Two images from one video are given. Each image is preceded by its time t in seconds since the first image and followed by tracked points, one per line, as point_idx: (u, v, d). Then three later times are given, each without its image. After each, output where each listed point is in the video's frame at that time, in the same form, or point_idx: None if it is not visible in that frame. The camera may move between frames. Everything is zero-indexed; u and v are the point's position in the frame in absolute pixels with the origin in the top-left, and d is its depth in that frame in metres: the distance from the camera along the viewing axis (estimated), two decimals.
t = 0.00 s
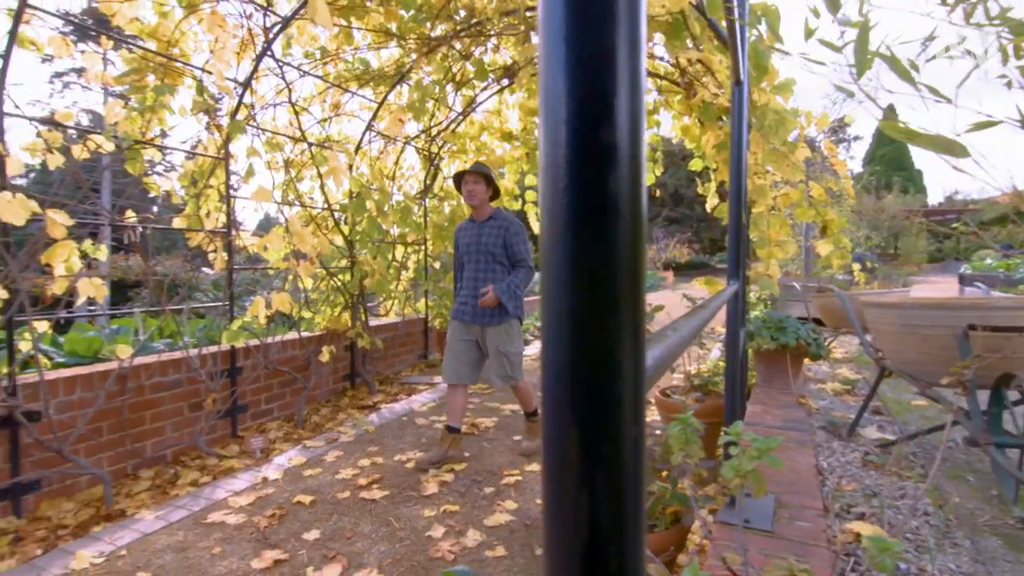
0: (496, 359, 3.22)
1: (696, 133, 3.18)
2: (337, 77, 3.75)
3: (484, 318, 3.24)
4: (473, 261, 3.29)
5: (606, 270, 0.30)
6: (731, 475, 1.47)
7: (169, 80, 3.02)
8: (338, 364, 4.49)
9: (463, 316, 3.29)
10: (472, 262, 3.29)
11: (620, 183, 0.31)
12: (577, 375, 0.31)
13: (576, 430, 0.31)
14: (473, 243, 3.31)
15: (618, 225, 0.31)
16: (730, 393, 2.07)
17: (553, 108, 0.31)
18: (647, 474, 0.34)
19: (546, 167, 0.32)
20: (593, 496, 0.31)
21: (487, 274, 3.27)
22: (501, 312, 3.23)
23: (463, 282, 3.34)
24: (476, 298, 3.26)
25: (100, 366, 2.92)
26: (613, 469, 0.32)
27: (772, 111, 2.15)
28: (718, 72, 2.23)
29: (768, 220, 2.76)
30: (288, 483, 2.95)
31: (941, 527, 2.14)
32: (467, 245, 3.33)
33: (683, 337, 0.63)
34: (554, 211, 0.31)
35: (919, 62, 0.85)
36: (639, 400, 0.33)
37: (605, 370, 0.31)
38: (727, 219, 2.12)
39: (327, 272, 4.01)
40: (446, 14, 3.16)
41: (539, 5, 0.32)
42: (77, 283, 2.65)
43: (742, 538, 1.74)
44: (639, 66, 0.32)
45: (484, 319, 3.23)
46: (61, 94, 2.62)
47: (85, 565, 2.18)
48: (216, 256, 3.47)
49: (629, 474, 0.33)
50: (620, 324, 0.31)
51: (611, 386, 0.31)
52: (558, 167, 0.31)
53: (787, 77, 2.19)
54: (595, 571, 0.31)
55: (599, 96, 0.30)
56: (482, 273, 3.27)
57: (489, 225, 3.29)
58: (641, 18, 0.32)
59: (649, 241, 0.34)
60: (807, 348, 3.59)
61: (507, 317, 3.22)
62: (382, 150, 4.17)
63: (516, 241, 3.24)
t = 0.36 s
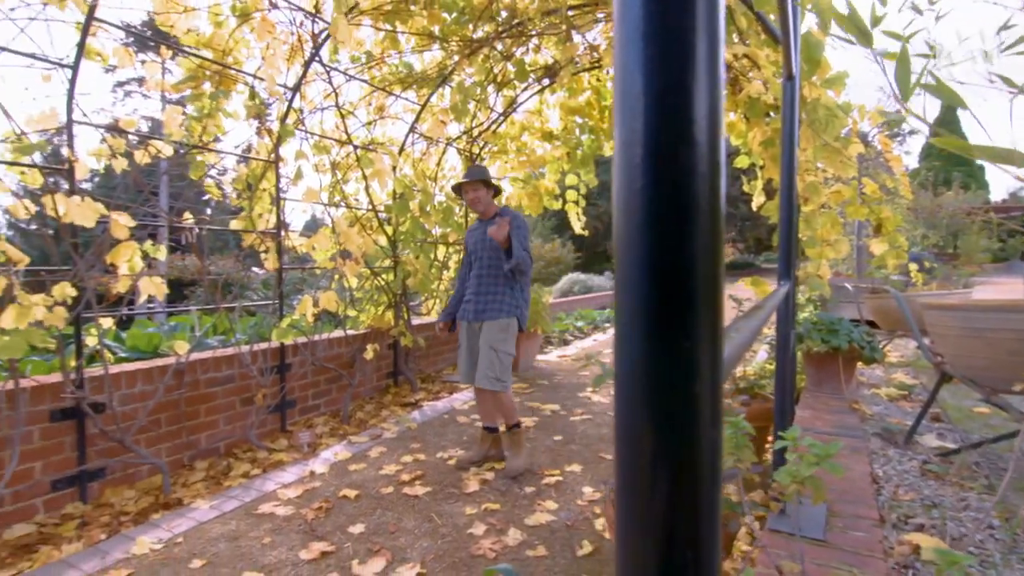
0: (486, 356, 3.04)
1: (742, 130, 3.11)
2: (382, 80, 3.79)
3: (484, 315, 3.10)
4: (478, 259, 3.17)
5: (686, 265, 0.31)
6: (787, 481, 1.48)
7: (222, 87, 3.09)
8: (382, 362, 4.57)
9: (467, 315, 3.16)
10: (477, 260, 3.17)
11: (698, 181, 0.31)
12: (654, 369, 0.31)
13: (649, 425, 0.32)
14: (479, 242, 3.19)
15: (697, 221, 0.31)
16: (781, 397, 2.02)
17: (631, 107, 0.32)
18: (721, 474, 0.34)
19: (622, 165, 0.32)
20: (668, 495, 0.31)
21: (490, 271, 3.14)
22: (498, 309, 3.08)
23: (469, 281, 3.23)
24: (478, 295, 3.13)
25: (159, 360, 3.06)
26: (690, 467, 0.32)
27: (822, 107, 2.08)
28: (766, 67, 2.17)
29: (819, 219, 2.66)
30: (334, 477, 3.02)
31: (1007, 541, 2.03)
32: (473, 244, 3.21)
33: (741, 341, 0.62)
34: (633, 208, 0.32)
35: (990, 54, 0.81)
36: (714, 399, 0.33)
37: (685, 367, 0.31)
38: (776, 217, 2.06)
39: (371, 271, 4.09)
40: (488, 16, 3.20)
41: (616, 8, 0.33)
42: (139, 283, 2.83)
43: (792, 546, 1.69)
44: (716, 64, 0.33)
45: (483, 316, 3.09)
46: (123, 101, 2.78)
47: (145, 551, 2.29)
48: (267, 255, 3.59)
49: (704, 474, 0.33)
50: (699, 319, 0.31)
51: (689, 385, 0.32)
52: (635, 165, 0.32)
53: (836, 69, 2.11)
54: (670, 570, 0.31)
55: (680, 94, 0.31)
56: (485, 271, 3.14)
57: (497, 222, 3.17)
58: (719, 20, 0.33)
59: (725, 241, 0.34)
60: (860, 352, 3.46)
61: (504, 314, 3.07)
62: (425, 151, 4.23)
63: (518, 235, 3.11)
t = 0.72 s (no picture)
0: (483, 359, 3.03)
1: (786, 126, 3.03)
2: (423, 82, 3.82)
3: (488, 319, 3.10)
4: (489, 264, 3.16)
5: (760, 260, 0.32)
6: (844, 487, 1.45)
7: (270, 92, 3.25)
8: (421, 360, 4.62)
9: (477, 317, 3.20)
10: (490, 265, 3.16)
11: (773, 183, 0.33)
12: (724, 358, 0.33)
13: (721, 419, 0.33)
14: (494, 246, 3.17)
15: (770, 217, 0.33)
16: (830, 400, 1.96)
17: (706, 111, 0.34)
18: (793, 469, 0.36)
19: (695, 163, 0.34)
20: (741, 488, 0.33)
21: (499, 277, 3.13)
22: (496, 315, 3.07)
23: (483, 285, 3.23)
24: (485, 298, 3.15)
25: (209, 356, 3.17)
26: (759, 455, 0.33)
27: (872, 101, 1.96)
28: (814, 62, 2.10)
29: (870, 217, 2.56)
30: (375, 472, 3.08)
31: None
32: (490, 249, 3.20)
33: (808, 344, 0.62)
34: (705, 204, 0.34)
35: None
36: (787, 393, 0.34)
37: (755, 356, 0.33)
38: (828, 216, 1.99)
39: (411, 271, 4.14)
40: (527, 16, 3.20)
41: (688, 15, 0.35)
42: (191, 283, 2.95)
43: (841, 556, 1.64)
44: (790, 67, 0.35)
45: (486, 320, 3.11)
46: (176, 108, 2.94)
47: (197, 539, 2.38)
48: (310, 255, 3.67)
49: (777, 466, 0.34)
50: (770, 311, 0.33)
51: (762, 375, 0.33)
52: (708, 164, 0.33)
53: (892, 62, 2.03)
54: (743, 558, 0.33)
55: (754, 97, 0.33)
56: (494, 276, 3.14)
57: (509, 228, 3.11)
58: (791, 25, 0.35)
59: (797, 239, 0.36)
60: (914, 355, 3.32)
61: (505, 322, 3.04)
62: (463, 151, 4.26)
63: (530, 244, 3.05)
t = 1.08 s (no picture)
0: (484, 374, 2.88)
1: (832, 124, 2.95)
2: (460, 84, 3.86)
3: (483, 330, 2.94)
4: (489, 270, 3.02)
5: (832, 250, 0.36)
6: (904, 495, 1.40)
7: (313, 96, 3.30)
8: (458, 359, 4.66)
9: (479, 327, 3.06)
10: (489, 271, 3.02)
11: (848, 178, 0.36)
12: (798, 340, 0.37)
13: (795, 399, 0.37)
14: (490, 251, 3.02)
15: (843, 209, 0.36)
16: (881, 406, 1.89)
17: (784, 111, 0.37)
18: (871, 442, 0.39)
19: (771, 158, 0.38)
20: (813, 458, 0.37)
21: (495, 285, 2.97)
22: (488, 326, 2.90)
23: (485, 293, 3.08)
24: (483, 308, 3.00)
25: (255, 353, 3.27)
26: (833, 431, 0.37)
27: (925, 95, 1.86)
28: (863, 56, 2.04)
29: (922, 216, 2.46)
30: (414, 469, 3.12)
31: None
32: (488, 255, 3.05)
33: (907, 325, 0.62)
34: (779, 194, 0.37)
35: None
36: (866, 375, 0.38)
37: (829, 337, 0.36)
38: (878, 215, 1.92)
39: (449, 271, 4.18)
40: (564, 15, 3.21)
41: (767, 20, 0.39)
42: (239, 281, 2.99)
43: (891, 567, 1.59)
44: (868, 59, 0.37)
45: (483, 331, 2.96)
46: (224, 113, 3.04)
47: (243, 530, 2.45)
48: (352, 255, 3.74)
49: (852, 439, 0.38)
50: (845, 301, 0.36)
51: (836, 356, 0.37)
52: (784, 162, 0.37)
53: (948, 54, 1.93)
54: (814, 515, 0.38)
55: (827, 96, 0.36)
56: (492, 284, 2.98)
57: (503, 230, 2.98)
58: (871, 16, 0.37)
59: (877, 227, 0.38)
60: (969, 359, 3.18)
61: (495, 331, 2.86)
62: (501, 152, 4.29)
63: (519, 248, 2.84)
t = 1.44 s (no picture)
0: (491, 376, 2.77)
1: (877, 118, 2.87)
2: (495, 85, 3.86)
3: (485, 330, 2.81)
4: (489, 266, 2.88)
5: (891, 216, 0.61)
6: (962, 505, 1.35)
7: (351, 99, 3.34)
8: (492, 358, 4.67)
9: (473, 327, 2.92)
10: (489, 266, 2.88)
11: (905, 175, 0.61)
12: (869, 273, 0.62)
13: (868, 312, 0.62)
14: (490, 245, 2.87)
15: (900, 193, 0.61)
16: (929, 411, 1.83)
17: (864, 135, 0.63)
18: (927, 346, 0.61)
19: (855, 164, 0.64)
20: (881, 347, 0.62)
21: (499, 282, 2.83)
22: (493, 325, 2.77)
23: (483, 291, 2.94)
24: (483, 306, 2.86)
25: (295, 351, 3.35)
26: (893, 333, 0.61)
27: (981, 87, 1.82)
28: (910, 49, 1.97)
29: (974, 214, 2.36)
30: (449, 467, 3.16)
31: None
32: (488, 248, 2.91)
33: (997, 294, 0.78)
34: (860, 182, 0.63)
35: None
36: (919, 300, 0.61)
37: (891, 272, 0.61)
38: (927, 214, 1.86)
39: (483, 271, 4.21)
40: (600, 13, 3.21)
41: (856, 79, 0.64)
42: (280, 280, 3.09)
43: None
44: (927, 102, 0.62)
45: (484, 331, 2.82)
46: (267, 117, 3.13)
47: (285, 522, 2.53)
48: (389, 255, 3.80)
49: (907, 342, 0.61)
50: (901, 248, 0.61)
51: (894, 284, 0.61)
52: (861, 168, 0.63)
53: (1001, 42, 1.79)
54: (881, 386, 0.62)
55: (888, 126, 0.61)
56: (494, 281, 2.84)
57: (506, 226, 2.83)
58: (930, 73, 0.61)
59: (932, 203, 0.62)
60: None
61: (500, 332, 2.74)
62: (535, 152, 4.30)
63: (526, 247, 2.72)
